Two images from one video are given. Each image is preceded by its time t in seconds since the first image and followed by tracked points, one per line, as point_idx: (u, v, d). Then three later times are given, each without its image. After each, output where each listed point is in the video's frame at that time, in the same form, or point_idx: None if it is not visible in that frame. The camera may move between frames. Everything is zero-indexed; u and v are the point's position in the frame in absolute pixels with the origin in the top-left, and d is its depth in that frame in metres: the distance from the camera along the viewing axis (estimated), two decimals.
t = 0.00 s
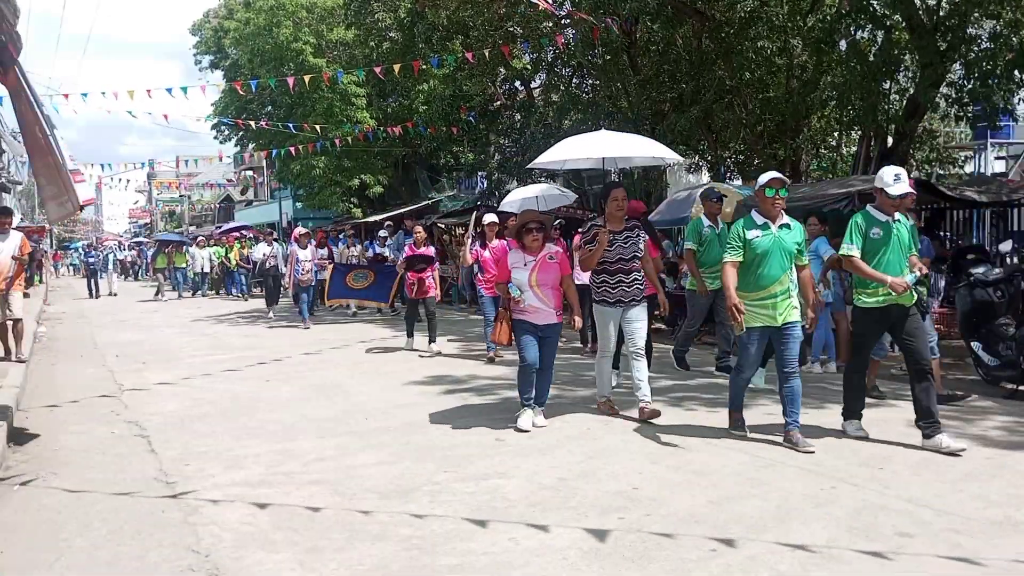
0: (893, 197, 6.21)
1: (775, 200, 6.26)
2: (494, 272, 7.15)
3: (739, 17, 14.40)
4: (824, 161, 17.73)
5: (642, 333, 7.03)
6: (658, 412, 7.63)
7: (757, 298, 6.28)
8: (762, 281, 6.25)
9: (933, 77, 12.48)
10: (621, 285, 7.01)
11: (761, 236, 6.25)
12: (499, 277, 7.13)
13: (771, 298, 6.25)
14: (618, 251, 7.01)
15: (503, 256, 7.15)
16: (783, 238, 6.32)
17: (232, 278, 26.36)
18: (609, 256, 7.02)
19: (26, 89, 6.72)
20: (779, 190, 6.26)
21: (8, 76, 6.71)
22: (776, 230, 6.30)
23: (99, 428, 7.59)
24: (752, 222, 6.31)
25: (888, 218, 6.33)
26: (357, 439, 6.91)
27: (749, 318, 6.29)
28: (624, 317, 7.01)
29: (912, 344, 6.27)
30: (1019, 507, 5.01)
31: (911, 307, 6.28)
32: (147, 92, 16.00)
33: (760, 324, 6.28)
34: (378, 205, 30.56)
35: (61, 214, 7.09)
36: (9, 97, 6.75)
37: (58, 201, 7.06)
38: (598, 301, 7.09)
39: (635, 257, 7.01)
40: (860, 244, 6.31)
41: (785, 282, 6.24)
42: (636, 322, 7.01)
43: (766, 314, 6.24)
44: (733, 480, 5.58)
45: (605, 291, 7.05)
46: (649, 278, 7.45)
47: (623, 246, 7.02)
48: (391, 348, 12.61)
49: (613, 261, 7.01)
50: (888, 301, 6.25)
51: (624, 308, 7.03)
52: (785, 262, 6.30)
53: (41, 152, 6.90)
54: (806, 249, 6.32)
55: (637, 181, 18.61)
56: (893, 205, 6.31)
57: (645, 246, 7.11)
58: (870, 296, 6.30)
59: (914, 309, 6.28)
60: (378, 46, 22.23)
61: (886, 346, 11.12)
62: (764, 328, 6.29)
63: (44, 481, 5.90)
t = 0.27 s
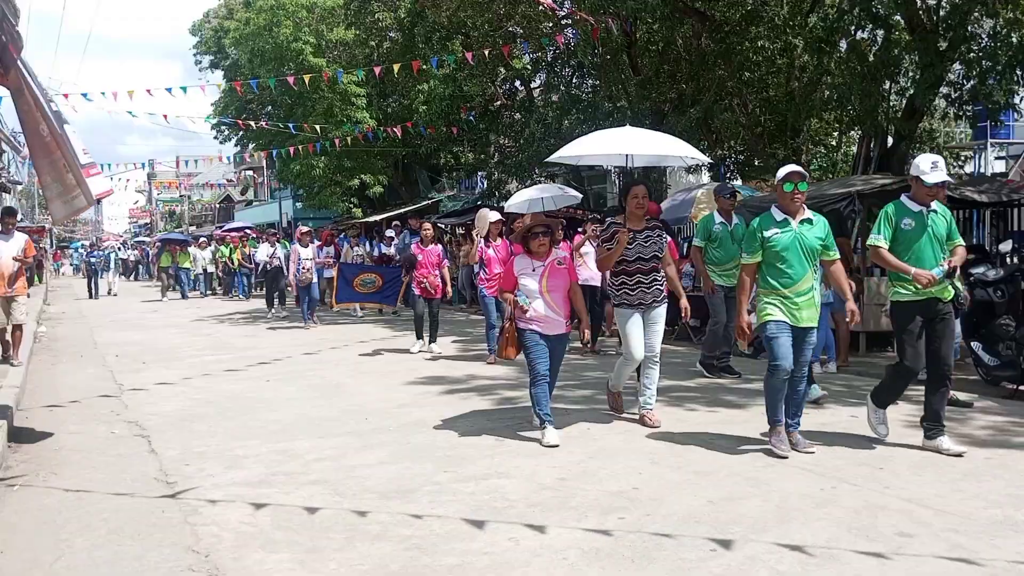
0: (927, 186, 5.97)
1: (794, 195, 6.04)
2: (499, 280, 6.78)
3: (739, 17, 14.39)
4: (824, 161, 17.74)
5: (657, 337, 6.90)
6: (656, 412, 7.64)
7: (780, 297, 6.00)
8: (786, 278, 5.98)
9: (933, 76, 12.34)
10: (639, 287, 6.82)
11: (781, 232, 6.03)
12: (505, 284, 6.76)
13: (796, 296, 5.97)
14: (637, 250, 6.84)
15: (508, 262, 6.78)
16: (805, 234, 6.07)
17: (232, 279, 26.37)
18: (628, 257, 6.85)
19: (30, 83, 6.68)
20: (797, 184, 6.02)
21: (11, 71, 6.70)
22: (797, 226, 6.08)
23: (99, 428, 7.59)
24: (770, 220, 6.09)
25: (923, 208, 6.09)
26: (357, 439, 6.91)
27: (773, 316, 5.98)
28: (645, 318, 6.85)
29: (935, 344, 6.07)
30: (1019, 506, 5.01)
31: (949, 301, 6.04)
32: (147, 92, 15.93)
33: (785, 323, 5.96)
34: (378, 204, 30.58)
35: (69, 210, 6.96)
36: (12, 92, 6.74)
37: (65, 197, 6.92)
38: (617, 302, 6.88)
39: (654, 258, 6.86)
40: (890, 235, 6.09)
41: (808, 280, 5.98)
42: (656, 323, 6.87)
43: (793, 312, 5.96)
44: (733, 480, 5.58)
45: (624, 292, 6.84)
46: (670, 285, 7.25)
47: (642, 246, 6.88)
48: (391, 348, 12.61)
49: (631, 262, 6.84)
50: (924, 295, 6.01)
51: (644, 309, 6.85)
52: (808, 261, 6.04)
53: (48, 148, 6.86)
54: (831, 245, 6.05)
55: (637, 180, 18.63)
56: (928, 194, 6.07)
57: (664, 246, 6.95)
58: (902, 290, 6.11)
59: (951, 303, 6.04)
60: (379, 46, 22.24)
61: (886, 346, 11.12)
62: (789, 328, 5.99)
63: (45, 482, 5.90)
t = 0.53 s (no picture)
0: (952, 186, 5.82)
1: (809, 196, 5.73)
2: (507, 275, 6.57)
3: (739, 18, 14.39)
4: (824, 161, 17.74)
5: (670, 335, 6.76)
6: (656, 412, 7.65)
7: (800, 304, 5.68)
8: (806, 283, 5.67)
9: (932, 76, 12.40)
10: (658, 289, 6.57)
11: (798, 236, 5.72)
12: (513, 280, 6.56)
13: (817, 303, 5.66)
14: (656, 251, 6.62)
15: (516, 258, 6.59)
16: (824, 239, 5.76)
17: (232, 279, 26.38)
18: (646, 258, 6.61)
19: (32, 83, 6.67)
20: (813, 184, 5.72)
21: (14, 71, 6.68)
22: (814, 229, 5.77)
23: (98, 428, 7.59)
24: (784, 224, 5.78)
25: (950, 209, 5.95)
26: (357, 439, 6.91)
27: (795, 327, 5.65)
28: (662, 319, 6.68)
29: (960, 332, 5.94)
30: (1019, 506, 5.01)
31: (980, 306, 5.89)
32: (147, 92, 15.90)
33: (809, 334, 5.65)
34: (378, 204, 30.58)
35: (79, 207, 6.99)
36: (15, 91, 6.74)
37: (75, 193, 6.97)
38: (633, 303, 6.61)
39: (673, 259, 6.65)
40: (916, 241, 6.00)
41: (829, 286, 5.68)
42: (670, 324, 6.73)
43: (815, 322, 5.65)
44: (732, 480, 5.58)
45: (641, 293, 6.59)
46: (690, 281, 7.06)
47: (660, 246, 6.65)
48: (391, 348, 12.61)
49: (649, 263, 6.61)
50: (954, 299, 5.86)
51: (661, 312, 6.63)
52: (829, 266, 5.74)
53: (55, 145, 6.87)
54: (850, 248, 5.76)
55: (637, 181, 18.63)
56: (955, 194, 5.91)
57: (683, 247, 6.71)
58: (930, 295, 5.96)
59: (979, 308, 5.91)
60: (379, 46, 22.26)
61: (887, 346, 11.12)
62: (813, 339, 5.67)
63: (45, 482, 5.90)
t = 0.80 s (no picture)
0: (985, 181, 5.58)
1: (834, 190, 5.45)
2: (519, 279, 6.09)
3: (740, 18, 14.36)
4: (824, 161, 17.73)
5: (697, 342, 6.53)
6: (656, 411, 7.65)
7: (821, 305, 5.46)
8: (829, 284, 5.43)
9: (934, 75, 12.39)
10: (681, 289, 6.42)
11: (824, 232, 5.43)
12: (526, 285, 6.11)
13: (839, 305, 5.43)
14: (675, 251, 6.54)
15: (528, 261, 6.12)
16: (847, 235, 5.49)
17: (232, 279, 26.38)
18: (666, 259, 6.53)
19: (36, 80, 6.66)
20: (838, 176, 5.45)
21: (18, 69, 6.68)
22: (838, 223, 5.50)
23: (98, 428, 7.59)
24: (808, 217, 5.49)
25: (982, 208, 5.70)
26: (357, 439, 6.91)
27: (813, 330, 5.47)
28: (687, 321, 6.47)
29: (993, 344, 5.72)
30: (1020, 506, 5.01)
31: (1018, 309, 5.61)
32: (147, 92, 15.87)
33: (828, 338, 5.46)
34: (378, 205, 30.57)
35: (88, 203, 7.00)
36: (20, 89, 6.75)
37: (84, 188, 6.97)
38: (654, 305, 6.44)
39: (693, 258, 6.56)
40: (952, 241, 5.75)
41: (854, 286, 5.45)
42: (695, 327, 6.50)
43: (837, 326, 5.42)
44: (732, 480, 5.58)
45: (663, 295, 6.42)
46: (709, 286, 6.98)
47: (679, 246, 6.57)
48: (392, 349, 12.62)
49: (669, 264, 6.51)
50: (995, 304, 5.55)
51: (685, 314, 6.45)
52: (853, 264, 5.49)
53: (61, 143, 6.84)
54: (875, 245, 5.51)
55: (637, 181, 18.63)
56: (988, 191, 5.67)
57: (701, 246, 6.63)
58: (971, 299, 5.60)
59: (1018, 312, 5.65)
60: (379, 46, 22.25)
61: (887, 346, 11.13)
62: (832, 342, 5.48)
63: (45, 482, 5.89)
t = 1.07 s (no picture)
0: (1022, 175, 5.43)
1: (870, 191, 5.14)
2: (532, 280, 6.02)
3: (740, 18, 14.36)
4: (824, 161, 17.74)
5: (721, 342, 6.14)
6: (655, 411, 7.65)
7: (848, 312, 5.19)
8: (859, 289, 5.16)
9: (934, 75, 12.38)
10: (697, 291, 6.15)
11: (856, 236, 5.15)
12: (539, 285, 6.01)
13: (869, 311, 5.15)
14: (692, 251, 6.21)
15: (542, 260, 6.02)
16: (882, 240, 5.19)
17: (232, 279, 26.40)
18: (683, 258, 6.21)
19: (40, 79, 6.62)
20: (874, 177, 5.13)
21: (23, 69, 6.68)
22: (871, 227, 5.20)
23: (98, 428, 7.59)
24: (840, 219, 5.21)
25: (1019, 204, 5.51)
26: (357, 439, 6.91)
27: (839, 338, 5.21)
28: (703, 325, 6.17)
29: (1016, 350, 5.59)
30: (1020, 507, 5.01)
31: None
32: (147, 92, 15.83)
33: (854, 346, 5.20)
34: (378, 205, 30.58)
35: (93, 202, 6.96)
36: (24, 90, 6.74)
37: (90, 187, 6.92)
38: (668, 307, 6.23)
39: (711, 258, 6.22)
40: (992, 236, 5.47)
41: (884, 293, 5.16)
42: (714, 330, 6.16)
43: (865, 334, 5.14)
44: (733, 480, 5.58)
45: (676, 297, 6.20)
46: (724, 287, 6.61)
47: (698, 245, 6.22)
48: (393, 348, 12.63)
49: (686, 263, 6.20)
50: None
51: (700, 316, 6.18)
52: (886, 269, 5.20)
53: (65, 142, 6.82)
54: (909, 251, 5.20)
55: (637, 181, 18.64)
56: None
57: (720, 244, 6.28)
58: (1003, 301, 5.52)
59: None
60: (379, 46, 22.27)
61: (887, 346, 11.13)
62: (860, 351, 5.21)
63: (45, 482, 5.89)
